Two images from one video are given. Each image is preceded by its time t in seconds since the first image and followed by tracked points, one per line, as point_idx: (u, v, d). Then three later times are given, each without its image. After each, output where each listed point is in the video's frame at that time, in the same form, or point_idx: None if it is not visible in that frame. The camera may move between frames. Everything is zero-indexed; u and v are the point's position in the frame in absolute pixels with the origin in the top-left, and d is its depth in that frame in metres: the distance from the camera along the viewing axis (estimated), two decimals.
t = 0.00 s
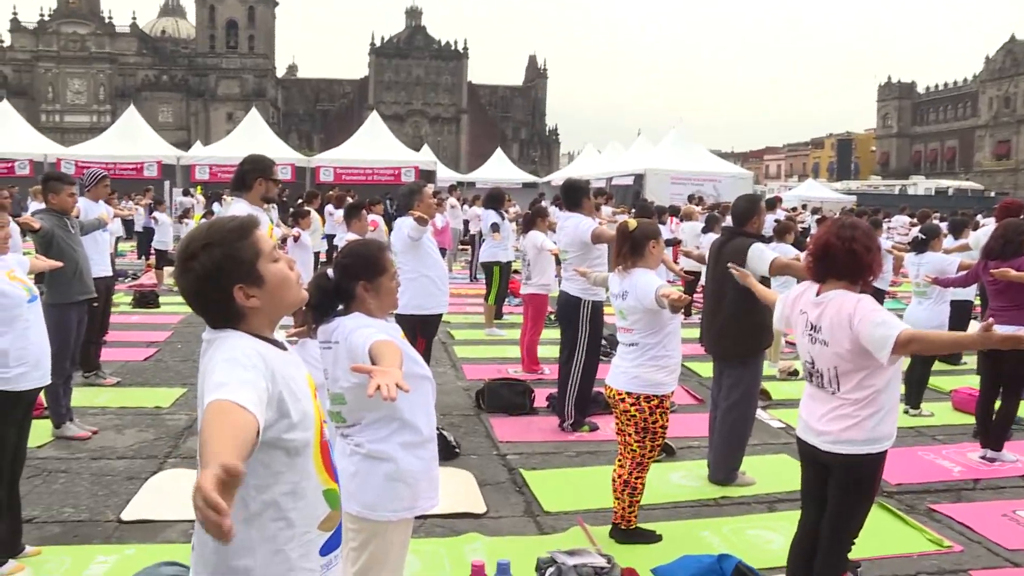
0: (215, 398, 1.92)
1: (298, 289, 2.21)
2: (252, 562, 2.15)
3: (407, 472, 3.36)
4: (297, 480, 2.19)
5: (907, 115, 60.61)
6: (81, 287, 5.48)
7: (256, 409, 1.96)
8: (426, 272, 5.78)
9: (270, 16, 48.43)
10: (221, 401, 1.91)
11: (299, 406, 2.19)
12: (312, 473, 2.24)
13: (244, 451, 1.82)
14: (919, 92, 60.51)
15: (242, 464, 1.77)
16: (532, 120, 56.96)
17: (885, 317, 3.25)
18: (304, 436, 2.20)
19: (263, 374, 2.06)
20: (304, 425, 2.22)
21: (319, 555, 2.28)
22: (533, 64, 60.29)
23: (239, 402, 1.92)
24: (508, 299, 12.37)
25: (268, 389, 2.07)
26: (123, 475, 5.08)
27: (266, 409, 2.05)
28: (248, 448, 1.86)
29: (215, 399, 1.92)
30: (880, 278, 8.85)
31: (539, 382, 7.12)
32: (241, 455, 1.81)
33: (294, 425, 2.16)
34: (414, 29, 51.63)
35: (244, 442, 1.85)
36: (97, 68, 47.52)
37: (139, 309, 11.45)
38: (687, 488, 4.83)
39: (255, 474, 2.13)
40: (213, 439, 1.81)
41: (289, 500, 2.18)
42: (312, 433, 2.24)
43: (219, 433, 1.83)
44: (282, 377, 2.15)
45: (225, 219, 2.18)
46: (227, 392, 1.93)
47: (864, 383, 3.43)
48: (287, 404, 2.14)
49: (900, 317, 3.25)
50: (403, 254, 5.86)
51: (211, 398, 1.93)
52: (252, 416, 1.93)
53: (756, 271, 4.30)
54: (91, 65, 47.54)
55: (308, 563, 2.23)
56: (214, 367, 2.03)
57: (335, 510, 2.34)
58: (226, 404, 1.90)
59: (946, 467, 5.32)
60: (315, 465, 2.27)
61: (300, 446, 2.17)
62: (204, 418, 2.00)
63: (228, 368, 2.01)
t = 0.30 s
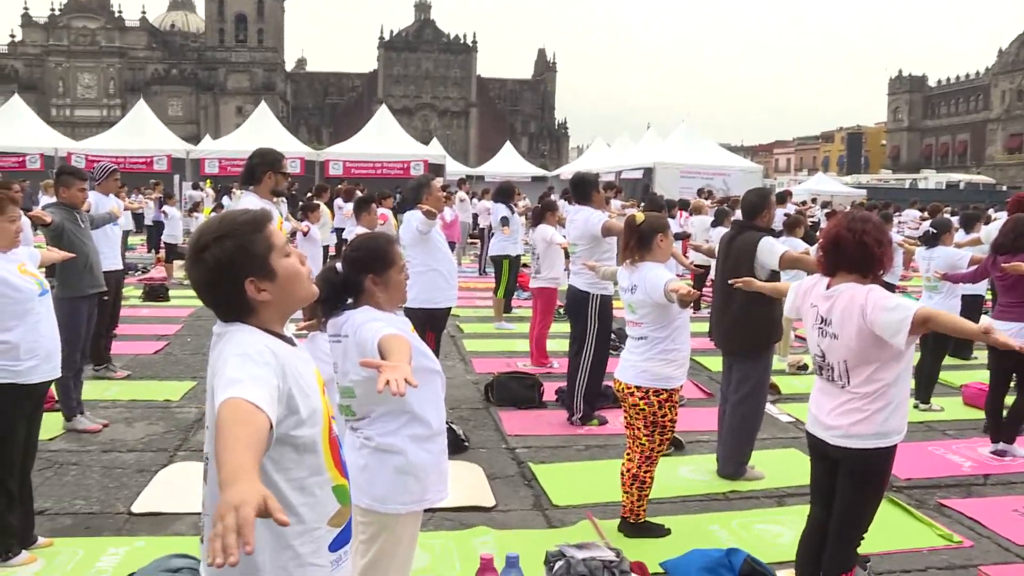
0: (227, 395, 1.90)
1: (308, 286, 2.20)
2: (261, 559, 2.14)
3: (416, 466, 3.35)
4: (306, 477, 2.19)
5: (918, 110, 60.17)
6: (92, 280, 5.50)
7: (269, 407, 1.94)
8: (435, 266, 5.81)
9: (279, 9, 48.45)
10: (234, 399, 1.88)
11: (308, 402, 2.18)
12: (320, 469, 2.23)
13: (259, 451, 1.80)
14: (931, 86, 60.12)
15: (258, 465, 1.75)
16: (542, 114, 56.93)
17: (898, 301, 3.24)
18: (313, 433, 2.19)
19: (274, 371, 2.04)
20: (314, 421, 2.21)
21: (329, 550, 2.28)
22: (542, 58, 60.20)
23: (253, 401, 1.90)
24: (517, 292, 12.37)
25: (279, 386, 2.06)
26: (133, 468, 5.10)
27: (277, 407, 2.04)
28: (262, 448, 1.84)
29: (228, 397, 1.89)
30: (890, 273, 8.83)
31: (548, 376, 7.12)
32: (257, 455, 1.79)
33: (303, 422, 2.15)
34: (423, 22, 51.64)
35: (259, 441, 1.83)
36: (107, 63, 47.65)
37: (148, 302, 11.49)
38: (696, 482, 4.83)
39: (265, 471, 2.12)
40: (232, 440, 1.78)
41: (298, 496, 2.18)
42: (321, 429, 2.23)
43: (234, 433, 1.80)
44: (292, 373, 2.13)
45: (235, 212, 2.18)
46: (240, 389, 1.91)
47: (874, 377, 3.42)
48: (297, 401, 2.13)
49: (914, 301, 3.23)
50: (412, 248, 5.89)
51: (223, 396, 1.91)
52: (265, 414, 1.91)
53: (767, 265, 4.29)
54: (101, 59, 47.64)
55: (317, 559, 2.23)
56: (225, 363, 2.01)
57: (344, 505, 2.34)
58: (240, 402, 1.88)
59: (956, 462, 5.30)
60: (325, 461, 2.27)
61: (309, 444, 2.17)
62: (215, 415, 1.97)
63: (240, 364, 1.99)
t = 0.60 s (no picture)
0: (239, 395, 1.89)
1: (317, 286, 2.20)
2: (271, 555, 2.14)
3: (422, 461, 3.35)
4: (315, 473, 2.19)
5: (925, 104, 60.02)
6: (97, 275, 5.51)
7: (279, 407, 1.93)
8: (441, 260, 5.82)
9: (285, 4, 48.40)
10: (244, 399, 1.87)
11: (315, 399, 2.17)
12: (328, 466, 2.23)
13: (273, 453, 1.80)
14: (938, 80, 59.93)
15: (274, 467, 1.76)
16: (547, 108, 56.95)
17: (905, 298, 3.21)
18: (319, 430, 2.18)
19: (283, 370, 2.03)
20: (320, 417, 2.20)
21: (337, 546, 2.28)
22: (548, 53, 60.15)
23: (264, 401, 1.89)
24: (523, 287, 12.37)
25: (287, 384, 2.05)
26: (140, 462, 5.11)
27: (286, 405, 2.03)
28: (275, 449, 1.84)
29: (239, 397, 1.88)
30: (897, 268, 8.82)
31: (553, 371, 7.12)
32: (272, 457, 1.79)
33: (310, 419, 2.15)
34: (428, 17, 51.67)
35: (272, 442, 1.82)
36: (113, 58, 47.63)
37: (154, 298, 11.50)
38: (702, 477, 4.83)
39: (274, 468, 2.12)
40: (248, 442, 1.78)
41: (307, 493, 2.18)
42: (327, 425, 2.23)
43: (247, 435, 1.80)
44: (299, 371, 2.12)
45: (252, 204, 2.17)
46: (251, 389, 1.90)
47: (881, 373, 3.41)
48: (304, 398, 2.12)
49: (922, 297, 3.20)
50: (418, 243, 5.91)
51: (234, 395, 1.90)
52: (276, 414, 1.90)
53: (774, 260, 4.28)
54: (107, 55, 47.65)
55: (327, 554, 2.24)
56: (234, 362, 2.00)
57: (351, 501, 2.34)
58: (250, 402, 1.87)
59: (962, 458, 5.29)
60: (333, 456, 2.27)
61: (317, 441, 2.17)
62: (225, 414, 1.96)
63: (250, 362, 1.98)
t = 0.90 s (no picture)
0: (244, 394, 1.88)
1: (322, 295, 2.19)
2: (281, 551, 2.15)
3: (428, 457, 3.35)
4: (322, 468, 2.19)
5: (933, 100, 59.82)
6: (105, 271, 5.54)
7: (284, 406, 1.92)
8: (448, 256, 5.83)
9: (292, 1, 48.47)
10: (249, 399, 1.86)
11: (320, 395, 2.16)
12: (335, 461, 2.23)
13: (278, 454, 1.79)
14: (946, 75, 59.73)
15: (278, 469, 1.74)
16: (554, 104, 56.98)
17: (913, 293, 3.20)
18: (325, 426, 2.18)
19: (288, 368, 2.02)
20: (326, 413, 2.19)
21: (346, 541, 2.28)
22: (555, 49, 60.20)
23: (270, 401, 1.88)
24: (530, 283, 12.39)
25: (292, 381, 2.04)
26: (148, 457, 5.13)
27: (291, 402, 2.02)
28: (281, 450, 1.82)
29: (244, 397, 1.87)
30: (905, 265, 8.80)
31: (561, 367, 7.13)
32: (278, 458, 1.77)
33: (316, 415, 2.14)
34: (435, 13, 51.73)
35: (278, 443, 1.81)
36: (121, 54, 47.83)
37: (162, 293, 11.55)
38: (709, 473, 4.83)
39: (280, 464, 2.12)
40: (252, 444, 1.77)
41: (315, 487, 2.19)
42: (334, 421, 2.22)
43: (252, 436, 1.79)
44: (304, 368, 2.11)
45: (276, 200, 2.18)
46: (256, 389, 1.89)
47: (889, 370, 3.40)
48: (309, 394, 2.11)
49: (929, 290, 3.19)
50: (425, 239, 5.93)
51: (239, 395, 1.88)
52: (282, 415, 1.88)
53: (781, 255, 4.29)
54: (115, 51, 47.86)
55: (337, 549, 2.24)
56: (240, 360, 1.99)
57: (360, 496, 2.33)
58: (255, 402, 1.86)
59: (970, 455, 5.28)
60: (340, 451, 2.26)
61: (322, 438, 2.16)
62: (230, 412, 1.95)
63: (255, 362, 1.97)
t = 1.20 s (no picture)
0: (250, 392, 1.86)
1: (324, 305, 2.17)
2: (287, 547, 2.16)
3: (434, 452, 3.34)
4: (327, 464, 2.19)
5: (942, 95, 59.62)
6: (112, 268, 5.55)
7: (289, 405, 1.91)
8: (455, 252, 5.84)
9: None
10: (253, 397, 1.84)
11: (324, 390, 2.15)
12: (340, 456, 2.22)
13: (283, 454, 1.78)
14: (954, 71, 59.55)
15: (282, 470, 1.73)
16: (561, 100, 56.93)
17: (920, 291, 3.18)
18: (328, 421, 2.17)
19: (292, 365, 2.01)
20: (330, 408, 2.19)
21: (352, 536, 2.29)
22: (561, 44, 60.12)
23: (275, 399, 1.86)
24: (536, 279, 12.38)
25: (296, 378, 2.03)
26: (155, 452, 5.15)
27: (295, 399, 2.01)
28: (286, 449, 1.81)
29: (248, 395, 1.85)
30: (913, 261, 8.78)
31: (567, 362, 7.13)
32: (282, 458, 1.76)
33: (319, 411, 2.13)
34: (442, 8, 51.71)
35: (283, 442, 1.80)
36: (128, 50, 47.79)
37: (169, 289, 11.58)
38: (715, 470, 4.82)
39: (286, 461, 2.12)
40: (256, 444, 1.75)
41: (321, 482, 2.18)
42: (338, 416, 2.21)
43: (257, 436, 1.77)
44: (308, 365, 2.10)
45: (303, 199, 2.18)
46: (261, 387, 1.87)
47: (895, 365, 3.38)
48: (313, 391, 2.10)
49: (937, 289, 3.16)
50: (431, 235, 5.94)
51: (243, 392, 1.87)
52: (287, 413, 1.87)
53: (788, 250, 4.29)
54: (121, 47, 47.85)
55: (343, 544, 2.25)
56: (245, 356, 1.97)
57: (365, 491, 2.33)
58: (259, 401, 1.84)
59: (978, 451, 5.27)
60: (344, 446, 2.25)
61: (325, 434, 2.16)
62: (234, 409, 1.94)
63: (259, 360, 1.95)
